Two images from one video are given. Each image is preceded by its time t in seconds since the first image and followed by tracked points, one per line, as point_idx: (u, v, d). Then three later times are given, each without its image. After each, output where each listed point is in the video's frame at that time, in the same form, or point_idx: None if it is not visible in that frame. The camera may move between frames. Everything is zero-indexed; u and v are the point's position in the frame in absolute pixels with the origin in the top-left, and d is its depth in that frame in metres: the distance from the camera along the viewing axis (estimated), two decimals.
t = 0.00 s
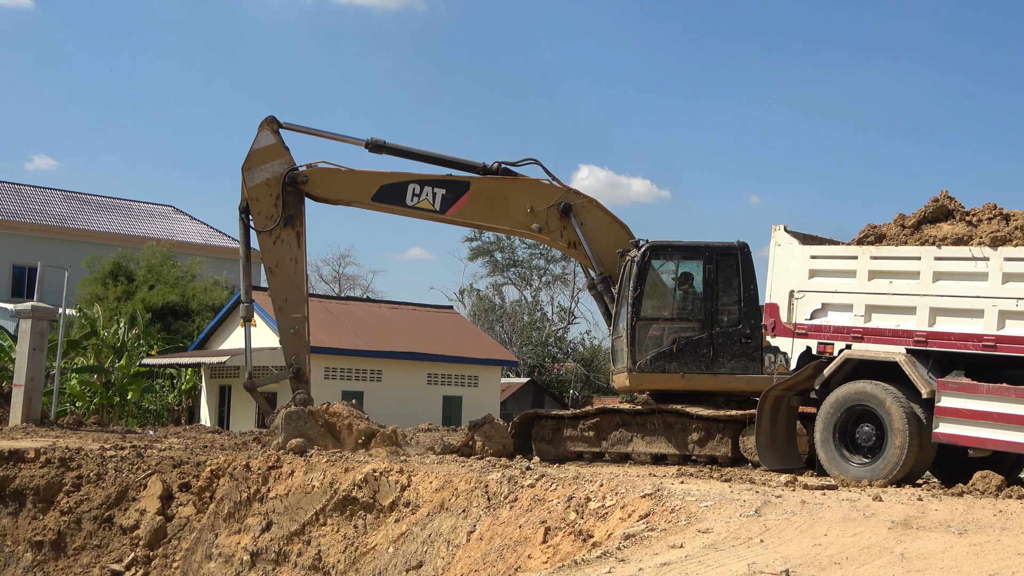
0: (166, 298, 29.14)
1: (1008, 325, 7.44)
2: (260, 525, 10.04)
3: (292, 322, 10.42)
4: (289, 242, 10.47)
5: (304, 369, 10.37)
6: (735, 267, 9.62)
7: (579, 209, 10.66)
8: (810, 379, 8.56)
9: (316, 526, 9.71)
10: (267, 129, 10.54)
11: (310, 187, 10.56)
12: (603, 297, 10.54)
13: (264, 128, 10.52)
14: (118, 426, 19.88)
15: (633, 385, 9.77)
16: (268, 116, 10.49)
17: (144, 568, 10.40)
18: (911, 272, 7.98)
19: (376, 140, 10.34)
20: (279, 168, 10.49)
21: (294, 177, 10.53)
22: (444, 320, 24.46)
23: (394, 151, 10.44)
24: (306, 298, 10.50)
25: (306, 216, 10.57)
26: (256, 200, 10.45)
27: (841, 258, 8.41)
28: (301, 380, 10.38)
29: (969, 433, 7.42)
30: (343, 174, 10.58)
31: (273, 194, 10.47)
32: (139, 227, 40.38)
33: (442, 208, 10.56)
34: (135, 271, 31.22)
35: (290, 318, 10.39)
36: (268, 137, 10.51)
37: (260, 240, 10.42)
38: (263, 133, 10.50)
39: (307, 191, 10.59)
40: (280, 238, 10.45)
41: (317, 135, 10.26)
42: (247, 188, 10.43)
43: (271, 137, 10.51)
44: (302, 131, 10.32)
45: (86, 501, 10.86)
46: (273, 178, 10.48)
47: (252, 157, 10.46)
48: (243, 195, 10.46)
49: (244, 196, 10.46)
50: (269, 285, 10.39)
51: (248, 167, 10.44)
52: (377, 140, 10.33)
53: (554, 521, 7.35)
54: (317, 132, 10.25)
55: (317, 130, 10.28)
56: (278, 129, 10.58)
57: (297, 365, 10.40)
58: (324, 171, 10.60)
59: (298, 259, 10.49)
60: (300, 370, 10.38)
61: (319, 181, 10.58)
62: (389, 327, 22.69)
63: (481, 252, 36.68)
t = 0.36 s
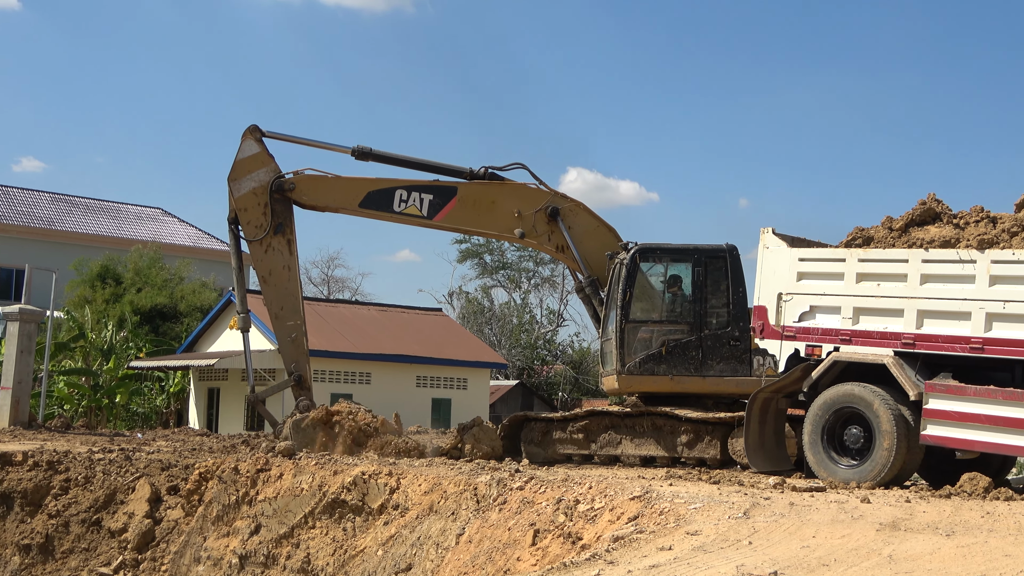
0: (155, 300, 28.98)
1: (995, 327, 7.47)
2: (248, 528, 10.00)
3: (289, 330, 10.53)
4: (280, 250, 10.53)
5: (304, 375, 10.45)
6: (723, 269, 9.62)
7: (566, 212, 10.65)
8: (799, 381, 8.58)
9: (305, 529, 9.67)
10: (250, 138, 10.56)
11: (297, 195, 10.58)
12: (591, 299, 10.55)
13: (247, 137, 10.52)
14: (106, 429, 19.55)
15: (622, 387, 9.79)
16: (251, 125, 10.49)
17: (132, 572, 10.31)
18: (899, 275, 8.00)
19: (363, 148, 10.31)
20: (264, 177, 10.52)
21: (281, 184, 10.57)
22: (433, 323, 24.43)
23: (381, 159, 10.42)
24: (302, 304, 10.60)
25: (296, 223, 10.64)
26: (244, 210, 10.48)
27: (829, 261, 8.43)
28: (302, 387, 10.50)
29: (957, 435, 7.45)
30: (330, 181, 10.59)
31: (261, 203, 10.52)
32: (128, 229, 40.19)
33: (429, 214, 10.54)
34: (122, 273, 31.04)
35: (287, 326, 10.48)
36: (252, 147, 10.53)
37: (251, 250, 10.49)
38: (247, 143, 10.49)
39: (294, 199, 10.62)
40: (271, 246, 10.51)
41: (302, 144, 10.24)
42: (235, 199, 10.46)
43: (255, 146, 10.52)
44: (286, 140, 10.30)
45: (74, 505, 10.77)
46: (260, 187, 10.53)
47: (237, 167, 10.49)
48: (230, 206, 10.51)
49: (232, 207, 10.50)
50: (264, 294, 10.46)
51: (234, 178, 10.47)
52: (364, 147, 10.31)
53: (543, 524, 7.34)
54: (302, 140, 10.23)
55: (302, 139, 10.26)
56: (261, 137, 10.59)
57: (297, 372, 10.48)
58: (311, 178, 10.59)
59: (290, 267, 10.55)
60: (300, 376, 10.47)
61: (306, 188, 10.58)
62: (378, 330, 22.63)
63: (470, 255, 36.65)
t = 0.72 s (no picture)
0: (149, 302, 28.88)
1: (989, 329, 7.48)
2: (242, 530, 9.98)
3: (292, 332, 10.45)
4: (279, 253, 10.49)
5: (311, 376, 10.42)
6: (718, 272, 9.63)
7: (561, 215, 10.65)
8: (793, 384, 8.58)
9: (299, 532, 9.65)
10: (240, 144, 10.51)
11: (292, 198, 10.52)
12: (586, 302, 10.55)
13: (237, 143, 10.47)
14: (100, 432, 19.46)
15: (616, 390, 9.78)
16: (241, 130, 10.46)
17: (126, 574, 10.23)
18: (893, 277, 8.01)
19: (357, 152, 10.30)
20: (258, 181, 10.46)
21: (275, 187, 10.52)
22: (427, 325, 24.41)
23: (374, 163, 10.40)
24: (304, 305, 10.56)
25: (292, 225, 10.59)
26: (239, 216, 10.41)
27: (823, 263, 8.44)
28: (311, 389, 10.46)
29: (950, 437, 7.46)
30: (323, 184, 10.54)
31: (256, 207, 10.45)
32: (121, 231, 40.08)
33: (423, 217, 10.53)
34: (116, 275, 30.95)
35: (290, 329, 10.43)
36: (243, 152, 10.46)
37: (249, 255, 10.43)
38: (238, 148, 10.45)
39: (289, 203, 10.57)
40: (269, 250, 10.46)
41: (294, 149, 10.22)
42: (229, 205, 10.38)
43: (246, 151, 10.47)
44: (277, 145, 10.28)
45: (67, 506, 10.72)
46: (254, 192, 10.46)
47: (229, 173, 10.41)
48: (225, 213, 10.43)
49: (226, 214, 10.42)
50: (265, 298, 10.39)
51: (227, 184, 10.38)
52: (357, 152, 10.29)
53: (537, 526, 7.32)
54: (294, 146, 10.21)
55: (294, 144, 10.24)
56: (252, 142, 10.55)
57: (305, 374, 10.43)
58: (305, 181, 10.55)
59: (290, 269, 10.51)
60: (307, 378, 10.43)
61: (300, 192, 10.54)
62: (372, 332, 22.58)
63: (464, 257, 36.64)
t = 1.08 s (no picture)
0: (137, 303, 28.74)
1: (976, 333, 7.50)
2: (230, 532, 9.93)
3: (290, 332, 10.51)
4: (272, 255, 10.47)
5: (311, 376, 10.47)
6: (706, 275, 9.65)
7: (550, 217, 10.63)
8: (780, 388, 8.60)
9: (287, 533, 9.61)
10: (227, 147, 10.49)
11: (281, 200, 10.49)
12: (574, 304, 10.52)
13: (223, 146, 10.45)
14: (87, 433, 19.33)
15: (605, 392, 9.77)
16: (226, 133, 10.41)
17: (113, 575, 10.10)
18: (881, 281, 8.03)
19: (346, 155, 10.26)
20: (246, 184, 10.44)
21: (264, 189, 10.48)
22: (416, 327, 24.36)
23: (364, 166, 10.37)
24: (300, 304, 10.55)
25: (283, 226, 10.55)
26: (230, 220, 10.41)
27: (812, 267, 8.46)
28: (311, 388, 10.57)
29: (937, 440, 7.47)
30: (312, 187, 10.52)
31: (246, 210, 10.43)
32: (110, 232, 39.86)
33: (412, 220, 10.51)
34: (104, 276, 30.78)
35: (287, 330, 10.48)
36: (229, 155, 10.44)
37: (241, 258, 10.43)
38: (224, 151, 10.43)
39: (278, 204, 10.53)
40: (261, 252, 10.45)
41: (283, 152, 10.18)
42: (219, 209, 10.39)
43: (233, 154, 10.44)
44: (264, 147, 10.23)
45: (54, 507, 10.60)
46: (243, 194, 10.44)
47: (217, 177, 10.40)
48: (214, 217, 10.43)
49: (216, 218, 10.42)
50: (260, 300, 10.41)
51: (216, 189, 10.39)
52: (347, 155, 10.25)
53: (525, 528, 7.30)
54: (283, 148, 10.17)
55: (282, 146, 10.20)
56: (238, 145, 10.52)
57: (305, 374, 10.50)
58: (294, 182, 10.53)
59: (283, 270, 10.49)
60: (307, 378, 10.48)
61: (290, 193, 10.51)
62: (360, 334, 22.50)
63: (454, 259, 36.60)
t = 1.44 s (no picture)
0: (118, 303, 28.48)
1: (955, 337, 7.54)
2: (208, 534, 9.83)
3: (279, 318, 10.45)
4: (260, 242, 10.43)
5: (302, 363, 10.44)
6: (688, 278, 9.67)
7: (536, 216, 10.59)
8: (760, 390, 8.63)
9: (265, 535, 9.53)
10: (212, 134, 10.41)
11: (268, 187, 10.43)
12: (558, 305, 10.51)
13: (209, 133, 10.37)
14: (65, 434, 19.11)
15: (587, 395, 9.75)
16: (212, 120, 10.32)
17: None
18: (861, 284, 8.07)
19: (334, 146, 10.20)
20: (232, 171, 10.37)
21: (251, 176, 10.41)
22: (397, 328, 24.27)
23: (351, 157, 10.29)
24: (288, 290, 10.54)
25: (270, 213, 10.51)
26: (216, 207, 10.35)
27: (792, 270, 8.49)
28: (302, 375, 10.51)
29: (916, 444, 7.51)
30: (300, 175, 10.45)
31: (233, 197, 10.37)
32: (90, 231, 39.50)
33: (399, 212, 10.46)
34: (83, 276, 30.50)
35: (275, 316, 10.44)
36: (215, 142, 10.37)
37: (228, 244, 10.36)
38: (210, 139, 10.36)
39: (265, 191, 10.48)
40: (249, 239, 10.40)
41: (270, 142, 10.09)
42: (206, 196, 10.31)
43: (218, 141, 10.37)
44: (251, 136, 10.14)
45: (32, 508, 10.48)
46: (230, 181, 10.37)
47: (203, 164, 10.32)
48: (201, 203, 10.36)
49: (203, 205, 10.35)
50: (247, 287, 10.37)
51: (202, 176, 10.32)
52: (335, 146, 10.19)
53: (505, 530, 7.28)
54: (269, 137, 10.09)
55: (269, 134, 10.12)
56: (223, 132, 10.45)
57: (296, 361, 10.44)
58: (281, 171, 10.45)
59: (271, 257, 10.46)
60: (297, 364, 10.44)
61: (277, 181, 10.44)
62: (341, 335, 22.38)
63: (435, 260, 36.50)
